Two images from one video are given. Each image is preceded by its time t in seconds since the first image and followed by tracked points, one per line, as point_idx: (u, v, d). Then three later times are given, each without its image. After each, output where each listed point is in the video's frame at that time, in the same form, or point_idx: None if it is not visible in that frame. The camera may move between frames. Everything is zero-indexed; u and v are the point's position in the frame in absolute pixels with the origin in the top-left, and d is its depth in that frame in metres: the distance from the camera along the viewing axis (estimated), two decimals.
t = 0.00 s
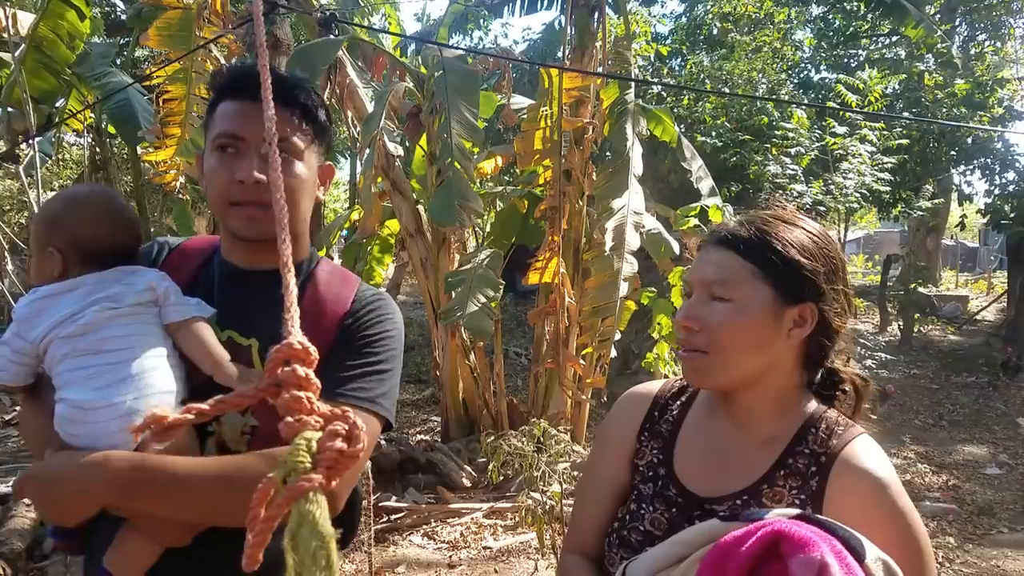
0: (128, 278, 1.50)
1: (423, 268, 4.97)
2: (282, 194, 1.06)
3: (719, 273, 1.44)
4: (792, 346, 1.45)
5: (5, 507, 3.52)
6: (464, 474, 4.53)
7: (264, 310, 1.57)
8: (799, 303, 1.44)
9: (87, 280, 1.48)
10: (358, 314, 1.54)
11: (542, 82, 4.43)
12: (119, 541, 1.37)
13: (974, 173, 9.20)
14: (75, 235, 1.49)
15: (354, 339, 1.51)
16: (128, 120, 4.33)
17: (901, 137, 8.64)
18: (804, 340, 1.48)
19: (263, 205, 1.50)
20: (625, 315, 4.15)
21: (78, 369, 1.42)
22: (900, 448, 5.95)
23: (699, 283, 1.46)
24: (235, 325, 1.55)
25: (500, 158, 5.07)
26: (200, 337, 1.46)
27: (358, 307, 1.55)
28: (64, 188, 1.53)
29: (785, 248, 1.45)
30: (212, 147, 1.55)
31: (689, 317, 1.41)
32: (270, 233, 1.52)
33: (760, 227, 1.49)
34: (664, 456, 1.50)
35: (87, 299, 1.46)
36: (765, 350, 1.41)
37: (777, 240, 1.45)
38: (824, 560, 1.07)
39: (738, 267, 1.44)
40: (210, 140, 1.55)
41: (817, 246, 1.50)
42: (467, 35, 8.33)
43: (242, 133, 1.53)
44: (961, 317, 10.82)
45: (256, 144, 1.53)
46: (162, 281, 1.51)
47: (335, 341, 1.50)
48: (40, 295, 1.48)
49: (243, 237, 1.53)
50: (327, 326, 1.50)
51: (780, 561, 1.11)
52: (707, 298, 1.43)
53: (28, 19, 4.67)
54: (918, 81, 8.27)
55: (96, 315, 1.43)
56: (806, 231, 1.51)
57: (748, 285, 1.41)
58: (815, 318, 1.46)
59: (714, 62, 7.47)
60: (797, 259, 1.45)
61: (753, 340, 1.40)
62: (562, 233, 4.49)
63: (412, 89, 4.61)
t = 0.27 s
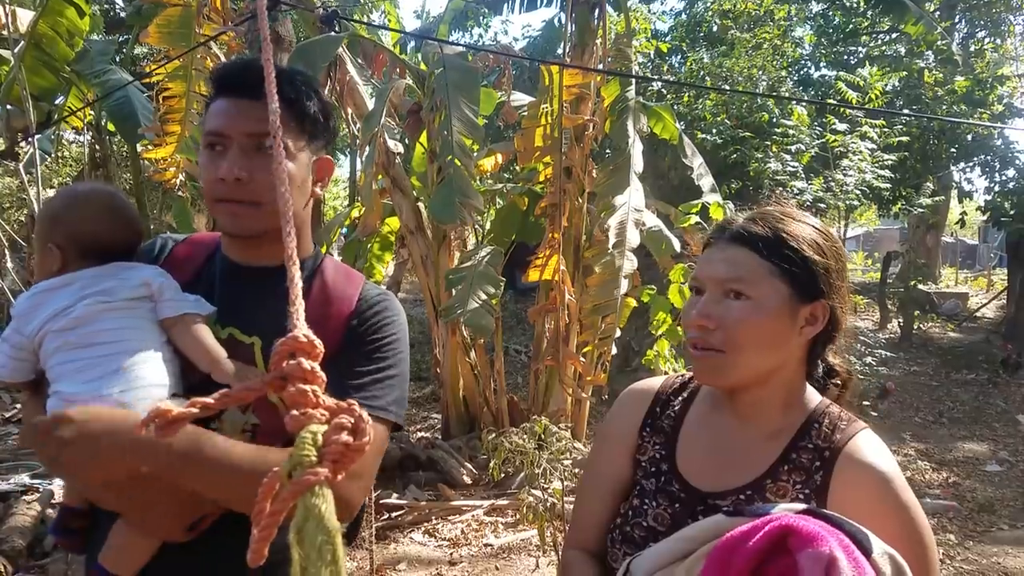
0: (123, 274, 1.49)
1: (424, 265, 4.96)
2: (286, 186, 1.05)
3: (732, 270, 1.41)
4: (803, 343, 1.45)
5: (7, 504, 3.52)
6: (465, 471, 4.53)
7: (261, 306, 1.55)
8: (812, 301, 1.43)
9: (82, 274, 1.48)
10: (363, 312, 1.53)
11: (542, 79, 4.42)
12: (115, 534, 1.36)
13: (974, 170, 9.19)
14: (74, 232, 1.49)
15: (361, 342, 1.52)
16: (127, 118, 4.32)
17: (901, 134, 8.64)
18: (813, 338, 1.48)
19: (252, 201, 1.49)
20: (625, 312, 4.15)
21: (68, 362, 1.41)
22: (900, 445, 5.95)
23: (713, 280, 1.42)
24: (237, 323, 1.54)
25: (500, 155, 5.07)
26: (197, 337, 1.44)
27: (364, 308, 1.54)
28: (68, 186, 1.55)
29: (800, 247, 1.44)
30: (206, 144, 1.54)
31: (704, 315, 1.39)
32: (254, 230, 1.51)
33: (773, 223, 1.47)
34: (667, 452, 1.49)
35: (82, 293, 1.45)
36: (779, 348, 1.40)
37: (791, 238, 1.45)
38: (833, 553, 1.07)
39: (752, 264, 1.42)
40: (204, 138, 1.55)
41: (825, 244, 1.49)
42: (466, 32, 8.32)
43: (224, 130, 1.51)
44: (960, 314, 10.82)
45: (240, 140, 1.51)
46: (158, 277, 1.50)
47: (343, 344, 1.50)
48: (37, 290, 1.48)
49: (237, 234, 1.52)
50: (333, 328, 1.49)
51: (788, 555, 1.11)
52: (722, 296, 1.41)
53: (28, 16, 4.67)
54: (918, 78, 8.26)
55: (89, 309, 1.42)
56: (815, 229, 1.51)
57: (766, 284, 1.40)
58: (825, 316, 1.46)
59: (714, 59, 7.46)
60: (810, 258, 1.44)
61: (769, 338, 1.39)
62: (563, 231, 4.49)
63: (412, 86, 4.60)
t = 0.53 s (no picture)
0: (114, 274, 1.44)
1: (426, 264, 4.96)
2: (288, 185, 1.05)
3: (735, 269, 1.41)
4: (803, 340, 1.45)
5: (11, 502, 3.54)
6: (467, 469, 4.53)
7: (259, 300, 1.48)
8: (813, 299, 1.43)
9: (73, 276, 1.44)
10: (369, 308, 1.53)
11: (544, 77, 4.42)
12: (111, 533, 1.35)
13: (977, 167, 9.18)
14: (67, 231, 1.45)
15: (362, 335, 1.51)
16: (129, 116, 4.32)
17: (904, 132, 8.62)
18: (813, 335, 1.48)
19: (232, 199, 1.37)
20: (628, 310, 4.16)
21: (61, 364, 1.37)
22: (903, 443, 5.94)
23: (713, 279, 1.42)
24: (237, 323, 1.47)
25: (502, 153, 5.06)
26: (192, 338, 1.37)
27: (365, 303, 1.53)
28: (65, 186, 1.52)
29: (800, 246, 1.44)
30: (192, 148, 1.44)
31: (705, 314, 1.38)
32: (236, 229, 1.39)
33: (773, 222, 1.47)
34: (667, 449, 1.49)
35: (73, 294, 1.41)
36: (780, 346, 1.40)
37: (791, 237, 1.44)
38: (833, 550, 1.07)
39: (754, 262, 1.41)
40: (190, 141, 1.45)
41: (824, 242, 1.49)
42: (469, 29, 8.32)
43: (200, 129, 1.40)
44: (963, 312, 10.80)
45: (215, 137, 1.39)
46: (150, 277, 1.43)
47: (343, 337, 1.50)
48: (31, 294, 1.45)
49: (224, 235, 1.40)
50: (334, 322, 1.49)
51: (789, 551, 1.11)
52: (724, 295, 1.40)
53: (30, 15, 4.68)
54: (921, 76, 8.25)
55: (78, 311, 1.38)
56: (815, 228, 1.50)
57: (768, 283, 1.40)
58: (825, 314, 1.46)
59: (716, 57, 7.46)
60: (810, 256, 1.44)
61: (770, 336, 1.39)
62: (565, 229, 4.51)
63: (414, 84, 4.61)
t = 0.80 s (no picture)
0: (120, 271, 1.44)
1: (429, 263, 4.98)
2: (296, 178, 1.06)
3: (731, 266, 1.39)
4: (798, 336, 1.42)
5: (17, 499, 3.56)
6: (470, 467, 4.54)
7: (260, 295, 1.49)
8: (807, 294, 1.41)
9: (79, 273, 1.44)
10: (374, 299, 1.53)
11: (548, 76, 4.43)
12: (114, 529, 1.36)
13: (982, 166, 9.16)
14: (72, 229, 1.47)
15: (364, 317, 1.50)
16: (135, 114, 4.32)
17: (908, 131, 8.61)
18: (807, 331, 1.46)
19: (210, 203, 1.38)
20: (633, 308, 4.15)
21: (65, 361, 1.38)
22: (907, 442, 5.94)
23: (707, 276, 1.40)
24: (240, 320, 1.48)
25: (506, 152, 5.07)
26: (196, 333, 1.38)
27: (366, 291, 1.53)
28: (73, 185, 1.54)
29: (794, 242, 1.42)
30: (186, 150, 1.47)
31: (700, 311, 1.37)
32: (214, 233, 1.41)
33: (767, 219, 1.45)
34: (665, 446, 1.47)
35: (79, 291, 1.41)
36: (775, 342, 1.38)
37: (785, 233, 1.42)
38: (823, 556, 1.03)
39: (749, 260, 1.40)
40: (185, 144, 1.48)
41: (818, 238, 1.47)
42: (473, 28, 8.33)
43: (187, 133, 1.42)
44: (968, 310, 10.78)
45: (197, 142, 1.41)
46: (155, 274, 1.44)
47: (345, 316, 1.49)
48: (37, 290, 1.46)
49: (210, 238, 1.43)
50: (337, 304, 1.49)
51: (780, 556, 1.07)
52: (719, 292, 1.38)
53: (37, 14, 4.70)
54: (926, 74, 8.24)
55: (84, 307, 1.38)
56: (807, 223, 1.48)
57: (762, 279, 1.38)
58: (820, 309, 1.44)
59: (720, 55, 7.45)
60: (804, 252, 1.42)
61: (766, 333, 1.36)
62: (570, 227, 4.53)
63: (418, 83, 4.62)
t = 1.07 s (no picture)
0: (104, 275, 1.45)
1: (429, 263, 4.98)
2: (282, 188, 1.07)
3: (708, 271, 1.39)
4: (774, 339, 1.42)
5: (18, 498, 3.58)
6: (469, 467, 4.56)
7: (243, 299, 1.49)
8: (782, 297, 1.40)
9: (64, 277, 1.46)
10: (359, 303, 1.54)
11: (548, 77, 4.45)
12: (100, 531, 1.38)
13: (984, 165, 9.15)
14: (60, 234, 1.48)
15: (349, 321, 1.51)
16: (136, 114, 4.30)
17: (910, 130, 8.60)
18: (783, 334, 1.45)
19: (208, 209, 1.37)
20: (633, 309, 4.14)
21: (49, 363, 1.39)
22: (906, 441, 5.94)
23: (685, 281, 1.40)
24: (225, 323, 1.48)
25: (506, 152, 5.08)
26: (179, 337, 1.38)
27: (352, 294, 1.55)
28: (62, 190, 1.55)
29: (768, 246, 1.41)
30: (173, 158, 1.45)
31: (679, 316, 1.36)
32: (208, 239, 1.39)
33: (741, 225, 1.45)
34: (646, 448, 1.46)
35: (64, 295, 1.43)
36: (751, 345, 1.37)
37: (759, 238, 1.42)
38: (783, 555, 1.01)
39: (725, 264, 1.39)
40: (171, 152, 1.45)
41: (792, 243, 1.47)
42: (474, 28, 8.34)
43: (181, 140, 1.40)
44: (970, 310, 10.78)
45: (191, 148, 1.39)
46: (139, 277, 1.44)
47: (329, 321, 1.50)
48: (25, 293, 1.47)
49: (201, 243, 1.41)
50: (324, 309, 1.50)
51: (743, 556, 1.05)
52: (697, 297, 1.38)
53: (39, 15, 4.72)
54: (927, 73, 8.23)
55: (68, 311, 1.40)
56: (781, 228, 1.48)
57: (739, 283, 1.37)
58: (795, 312, 1.43)
59: (721, 55, 7.46)
60: (778, 256, 1.42)
61: (743, 336, 1.36)
62: (569, 228, 4.53)
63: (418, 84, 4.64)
